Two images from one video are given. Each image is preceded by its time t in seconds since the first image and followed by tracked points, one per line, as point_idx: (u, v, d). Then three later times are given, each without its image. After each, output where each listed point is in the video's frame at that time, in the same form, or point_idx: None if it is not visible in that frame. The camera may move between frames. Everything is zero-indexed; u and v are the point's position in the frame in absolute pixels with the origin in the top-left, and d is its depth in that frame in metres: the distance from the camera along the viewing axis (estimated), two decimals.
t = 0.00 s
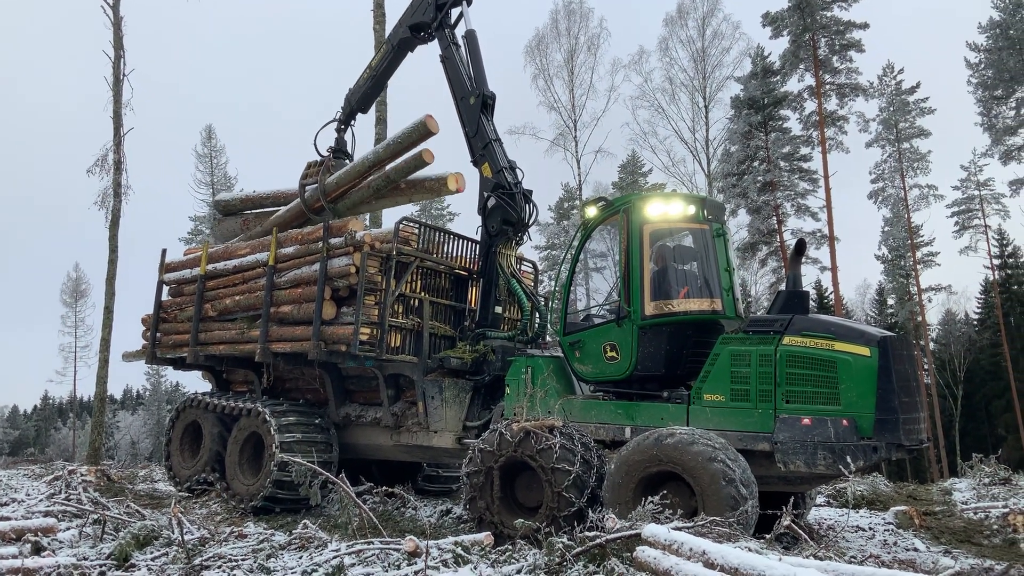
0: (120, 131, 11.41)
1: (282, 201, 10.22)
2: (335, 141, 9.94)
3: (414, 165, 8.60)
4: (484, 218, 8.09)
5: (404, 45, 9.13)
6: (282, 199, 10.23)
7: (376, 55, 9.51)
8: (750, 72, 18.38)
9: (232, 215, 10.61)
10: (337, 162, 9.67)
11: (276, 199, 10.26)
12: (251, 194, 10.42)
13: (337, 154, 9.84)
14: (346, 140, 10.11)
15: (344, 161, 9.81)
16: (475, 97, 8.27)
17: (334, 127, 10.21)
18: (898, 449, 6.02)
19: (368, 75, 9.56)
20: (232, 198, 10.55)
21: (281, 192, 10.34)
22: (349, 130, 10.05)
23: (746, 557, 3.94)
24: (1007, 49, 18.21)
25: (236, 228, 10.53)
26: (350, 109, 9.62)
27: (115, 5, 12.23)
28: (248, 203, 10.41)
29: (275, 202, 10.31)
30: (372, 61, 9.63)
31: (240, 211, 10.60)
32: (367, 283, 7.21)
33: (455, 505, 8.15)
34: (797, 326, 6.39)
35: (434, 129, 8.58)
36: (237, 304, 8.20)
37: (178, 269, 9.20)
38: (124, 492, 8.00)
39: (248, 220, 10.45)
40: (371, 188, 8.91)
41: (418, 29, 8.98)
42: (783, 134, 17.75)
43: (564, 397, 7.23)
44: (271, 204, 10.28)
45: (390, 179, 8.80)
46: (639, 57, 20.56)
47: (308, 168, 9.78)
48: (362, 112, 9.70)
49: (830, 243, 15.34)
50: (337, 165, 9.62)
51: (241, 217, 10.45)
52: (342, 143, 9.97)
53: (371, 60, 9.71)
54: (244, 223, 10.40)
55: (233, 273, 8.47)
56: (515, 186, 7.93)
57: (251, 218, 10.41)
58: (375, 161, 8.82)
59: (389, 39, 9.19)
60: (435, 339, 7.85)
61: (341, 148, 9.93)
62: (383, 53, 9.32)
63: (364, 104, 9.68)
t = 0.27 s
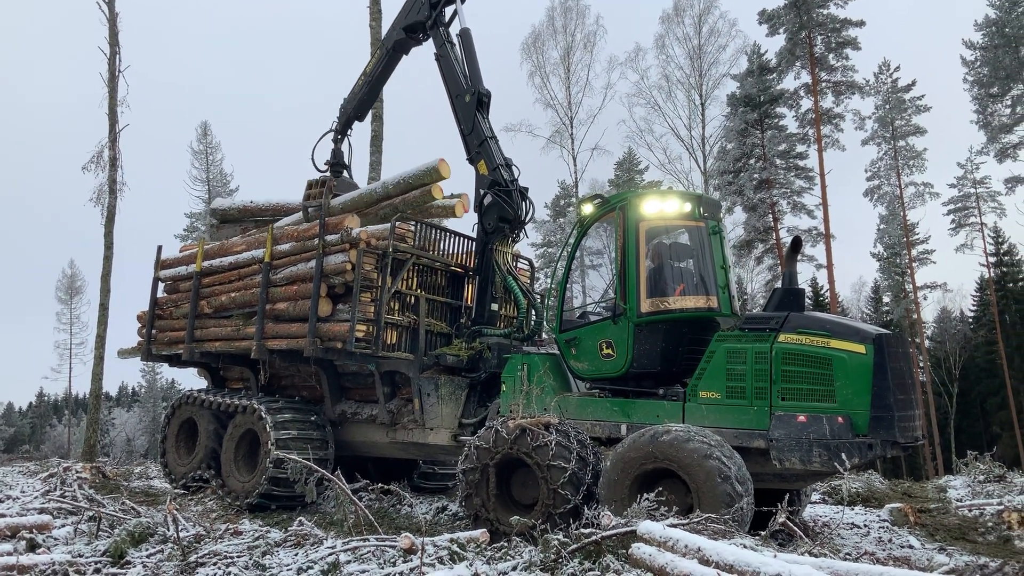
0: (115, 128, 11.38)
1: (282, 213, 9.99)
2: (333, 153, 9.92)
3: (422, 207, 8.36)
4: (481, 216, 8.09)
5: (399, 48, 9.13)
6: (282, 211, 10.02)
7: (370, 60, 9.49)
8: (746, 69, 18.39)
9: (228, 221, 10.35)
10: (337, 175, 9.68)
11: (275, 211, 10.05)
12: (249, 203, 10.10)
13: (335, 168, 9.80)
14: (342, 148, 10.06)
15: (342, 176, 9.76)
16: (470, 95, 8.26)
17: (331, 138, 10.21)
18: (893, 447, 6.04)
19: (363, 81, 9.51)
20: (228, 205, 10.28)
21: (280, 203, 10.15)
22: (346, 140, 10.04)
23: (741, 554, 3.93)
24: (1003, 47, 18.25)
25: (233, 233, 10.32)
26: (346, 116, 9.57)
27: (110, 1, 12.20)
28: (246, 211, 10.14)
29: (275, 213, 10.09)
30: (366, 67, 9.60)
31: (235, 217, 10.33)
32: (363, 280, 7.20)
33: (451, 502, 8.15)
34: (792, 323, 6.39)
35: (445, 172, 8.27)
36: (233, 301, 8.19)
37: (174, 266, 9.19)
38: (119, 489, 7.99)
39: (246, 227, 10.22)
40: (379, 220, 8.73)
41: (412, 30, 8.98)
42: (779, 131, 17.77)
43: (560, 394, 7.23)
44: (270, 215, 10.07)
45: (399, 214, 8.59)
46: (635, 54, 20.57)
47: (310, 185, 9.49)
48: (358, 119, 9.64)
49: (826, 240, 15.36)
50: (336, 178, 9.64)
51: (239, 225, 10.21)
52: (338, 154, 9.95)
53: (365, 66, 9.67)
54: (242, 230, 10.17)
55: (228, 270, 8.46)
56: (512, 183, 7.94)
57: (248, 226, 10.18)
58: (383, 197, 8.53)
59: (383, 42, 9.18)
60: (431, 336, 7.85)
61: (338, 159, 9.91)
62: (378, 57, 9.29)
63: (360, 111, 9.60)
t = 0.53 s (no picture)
0: (111, 126, 11.35)
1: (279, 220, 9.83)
2: (327, 161, 9.89)
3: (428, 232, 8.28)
4: (477, 215, 8.09)
5: (393, 47, 9.12)
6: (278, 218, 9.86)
7: (363, 62, 9.48)
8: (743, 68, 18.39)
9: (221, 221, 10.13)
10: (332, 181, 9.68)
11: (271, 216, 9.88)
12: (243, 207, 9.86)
13: (330, 176, 9.76)
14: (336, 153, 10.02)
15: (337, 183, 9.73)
16: (466, 92, 8.25)
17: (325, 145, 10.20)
18: (888, 445, 6.05)
19: (356, 83, 9.50)
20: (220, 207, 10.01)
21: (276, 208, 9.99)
22: (340, 146, 10.03)
23: (735, 552, 3.93)
24: (999, 46, 18.28)
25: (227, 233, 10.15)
26: (341, 121, 9.54)
27: None
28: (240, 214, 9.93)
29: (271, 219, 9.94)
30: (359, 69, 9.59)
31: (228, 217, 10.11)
32: (359, 278, 7.20)
33: (447, 500, 8.16)
34: (788, 321, 6.38)
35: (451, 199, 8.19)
36: (228, 299, 8.19)
37: (169, 264, 9.18)
38: (115, 487, 7.99)
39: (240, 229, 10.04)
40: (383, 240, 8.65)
41: (406, 29, 8.98)
42: (776, 130, 17.80)
43: (556, 392, 7.23)
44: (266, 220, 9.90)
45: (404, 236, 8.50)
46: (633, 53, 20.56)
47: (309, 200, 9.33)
48: (353, 123, 9.61)
49: (823, 239, 15.39)
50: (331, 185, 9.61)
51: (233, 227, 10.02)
52: (332, 162, 9.92)
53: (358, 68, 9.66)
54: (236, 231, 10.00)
55: (224, 268, 8.45)
56: (508, 182, 7.95)
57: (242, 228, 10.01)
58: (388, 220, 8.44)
59: (376, 43, 9.18)
60: (427, 334, 7.85)
61: (333, 166, 9.88)
62: (371, 58, 9.29)
63: (355, 114, 9.57)
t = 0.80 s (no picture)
0: (108, 125, 11.34)
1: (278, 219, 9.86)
2: (328, 163, 9.90)
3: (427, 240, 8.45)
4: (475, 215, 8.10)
5: (393, 45, 9.12)
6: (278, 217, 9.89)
7: (364, 62, 9.49)
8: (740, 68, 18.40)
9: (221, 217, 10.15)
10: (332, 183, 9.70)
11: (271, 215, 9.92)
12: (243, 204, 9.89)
13: (329, 178, 9.77)
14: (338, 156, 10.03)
15: (337, 185, 9.73)
16: (465, 90, 8.25)
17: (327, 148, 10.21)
18: (885, 445, 6.06)
19: (357, 83, 9.50)
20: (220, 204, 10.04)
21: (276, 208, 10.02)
22: (342, 148, 10.03)
23: (733, 552, 3.93)
24: (997, 47, 18.32)
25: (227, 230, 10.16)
26: (342, 122, 9.55)
27: None
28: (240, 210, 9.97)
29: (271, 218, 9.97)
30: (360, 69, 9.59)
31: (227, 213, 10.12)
32: (357, 278, 7.19)
33: (445, 500, 8.16)
34: (786, 321, 6.39)
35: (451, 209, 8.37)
36: (226, 298, 8.18)
37: (167, 263, 9.17)
38: (112, 485, 7.98)
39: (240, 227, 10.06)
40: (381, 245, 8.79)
41: (406, 27, 8.98)
42: (774, 130, 17.82)
43: (554, 392, 7.23)
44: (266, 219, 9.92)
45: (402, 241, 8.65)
46: (631, 53, 20.57)
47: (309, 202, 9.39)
48: (354, 124, 9.62)
49: (820, 239, 15.40)
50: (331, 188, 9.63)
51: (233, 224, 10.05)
52: (333, 164, 9.93)
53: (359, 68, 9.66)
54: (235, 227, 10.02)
55: (222, 267, 8.44)
56: (507, 181, 7.96)
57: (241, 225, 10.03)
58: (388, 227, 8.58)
59: (376, 42, 9.18)
60: (425, 334, 7.85)
61: (333, 168, 9.90)
62: (372, 58, 9.30)
63: (357, 115, 9.58)
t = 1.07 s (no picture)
0: (107, 125, 11.33)
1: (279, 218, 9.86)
2: (331, 165, 9.90)
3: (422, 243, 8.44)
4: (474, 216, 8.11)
5: (396, 44, 9.13)
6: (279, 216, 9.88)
7: (366, 62, 9.49)
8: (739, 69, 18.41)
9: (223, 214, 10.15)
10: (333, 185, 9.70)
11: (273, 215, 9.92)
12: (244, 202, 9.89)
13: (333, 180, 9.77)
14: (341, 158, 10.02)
15: (339, 187, 9.72)
16: (466, 90, 8.25)
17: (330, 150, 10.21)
18: (884, 446, 6.05)
19: (359, 84, 9.51)
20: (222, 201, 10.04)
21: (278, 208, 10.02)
22: (345, 150, 10.03)
23: (731, 552, 3.93)
24: (995, 48, 18.35)
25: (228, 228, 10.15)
26: (345, 124, 9.55)
27: None
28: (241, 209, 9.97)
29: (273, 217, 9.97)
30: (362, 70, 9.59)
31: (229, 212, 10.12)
32: (355, 278, 7.19)
33: (443, 500, 8.16)
34: (785, 322, 6.39)
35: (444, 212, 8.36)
36: (225, 298, 8.18)
37: (166, 263, 9.16)
38: (110, 486, 7.98)
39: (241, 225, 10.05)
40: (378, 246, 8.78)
41: (408, 26, 8.98)
42: (773, 131, 17.83)
43: (552, 393, 7.22)
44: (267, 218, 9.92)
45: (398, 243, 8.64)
46: (630, 53, 20.58)
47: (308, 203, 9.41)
48: (357, 125, 9.61)
49: (818, 240, 15.41)
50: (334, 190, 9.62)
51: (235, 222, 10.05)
52: (337, 166, 9.93)
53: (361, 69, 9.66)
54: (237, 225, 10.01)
55: (221, 267, 8.44)
56: (507, 182, 7.96)
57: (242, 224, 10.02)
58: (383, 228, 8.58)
59: (378, 42, 9.17)
60: (424, 334, 7.85)
61: (336, 170, 9.89)
62: (374, 58, 9.30)
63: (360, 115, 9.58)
